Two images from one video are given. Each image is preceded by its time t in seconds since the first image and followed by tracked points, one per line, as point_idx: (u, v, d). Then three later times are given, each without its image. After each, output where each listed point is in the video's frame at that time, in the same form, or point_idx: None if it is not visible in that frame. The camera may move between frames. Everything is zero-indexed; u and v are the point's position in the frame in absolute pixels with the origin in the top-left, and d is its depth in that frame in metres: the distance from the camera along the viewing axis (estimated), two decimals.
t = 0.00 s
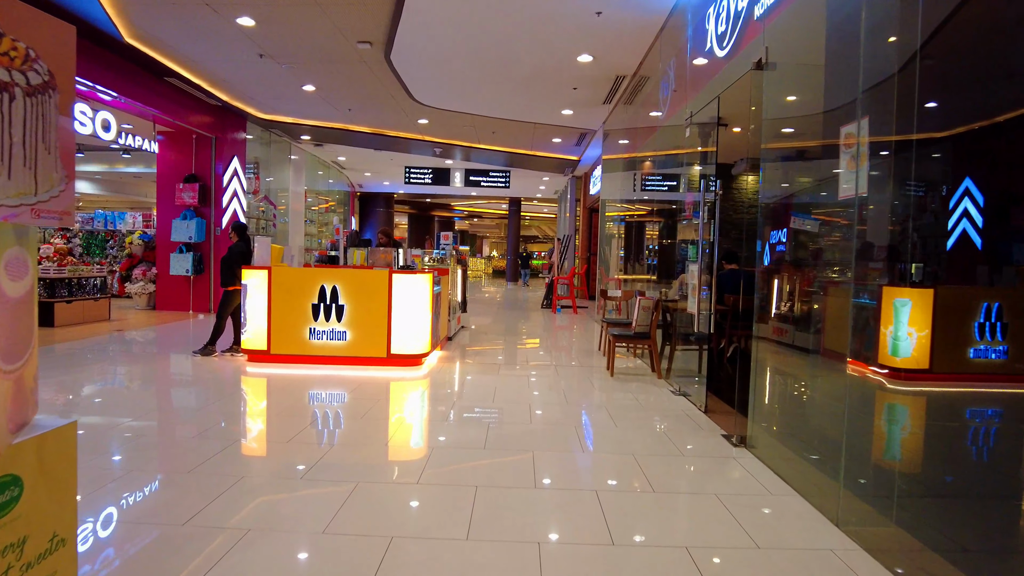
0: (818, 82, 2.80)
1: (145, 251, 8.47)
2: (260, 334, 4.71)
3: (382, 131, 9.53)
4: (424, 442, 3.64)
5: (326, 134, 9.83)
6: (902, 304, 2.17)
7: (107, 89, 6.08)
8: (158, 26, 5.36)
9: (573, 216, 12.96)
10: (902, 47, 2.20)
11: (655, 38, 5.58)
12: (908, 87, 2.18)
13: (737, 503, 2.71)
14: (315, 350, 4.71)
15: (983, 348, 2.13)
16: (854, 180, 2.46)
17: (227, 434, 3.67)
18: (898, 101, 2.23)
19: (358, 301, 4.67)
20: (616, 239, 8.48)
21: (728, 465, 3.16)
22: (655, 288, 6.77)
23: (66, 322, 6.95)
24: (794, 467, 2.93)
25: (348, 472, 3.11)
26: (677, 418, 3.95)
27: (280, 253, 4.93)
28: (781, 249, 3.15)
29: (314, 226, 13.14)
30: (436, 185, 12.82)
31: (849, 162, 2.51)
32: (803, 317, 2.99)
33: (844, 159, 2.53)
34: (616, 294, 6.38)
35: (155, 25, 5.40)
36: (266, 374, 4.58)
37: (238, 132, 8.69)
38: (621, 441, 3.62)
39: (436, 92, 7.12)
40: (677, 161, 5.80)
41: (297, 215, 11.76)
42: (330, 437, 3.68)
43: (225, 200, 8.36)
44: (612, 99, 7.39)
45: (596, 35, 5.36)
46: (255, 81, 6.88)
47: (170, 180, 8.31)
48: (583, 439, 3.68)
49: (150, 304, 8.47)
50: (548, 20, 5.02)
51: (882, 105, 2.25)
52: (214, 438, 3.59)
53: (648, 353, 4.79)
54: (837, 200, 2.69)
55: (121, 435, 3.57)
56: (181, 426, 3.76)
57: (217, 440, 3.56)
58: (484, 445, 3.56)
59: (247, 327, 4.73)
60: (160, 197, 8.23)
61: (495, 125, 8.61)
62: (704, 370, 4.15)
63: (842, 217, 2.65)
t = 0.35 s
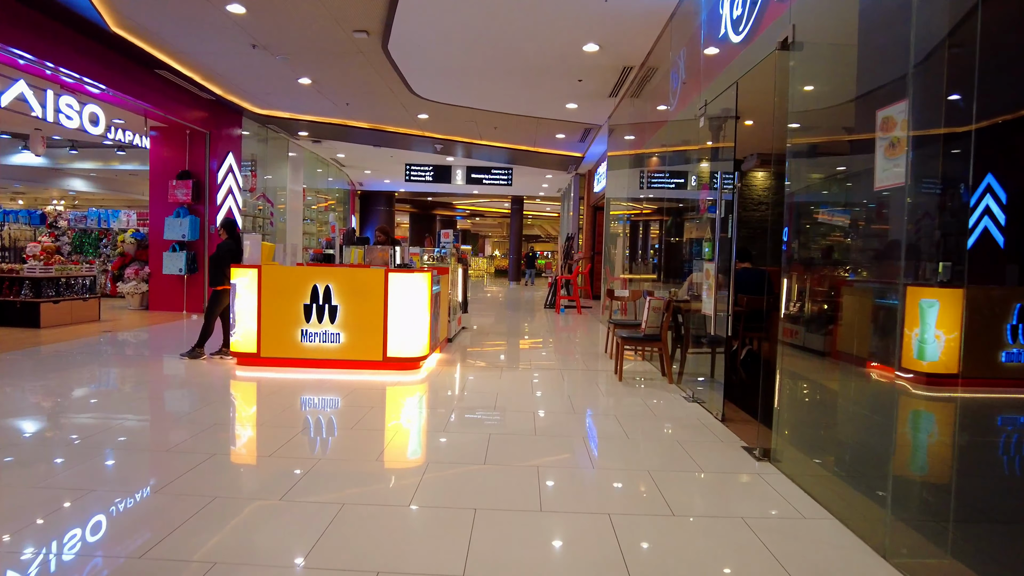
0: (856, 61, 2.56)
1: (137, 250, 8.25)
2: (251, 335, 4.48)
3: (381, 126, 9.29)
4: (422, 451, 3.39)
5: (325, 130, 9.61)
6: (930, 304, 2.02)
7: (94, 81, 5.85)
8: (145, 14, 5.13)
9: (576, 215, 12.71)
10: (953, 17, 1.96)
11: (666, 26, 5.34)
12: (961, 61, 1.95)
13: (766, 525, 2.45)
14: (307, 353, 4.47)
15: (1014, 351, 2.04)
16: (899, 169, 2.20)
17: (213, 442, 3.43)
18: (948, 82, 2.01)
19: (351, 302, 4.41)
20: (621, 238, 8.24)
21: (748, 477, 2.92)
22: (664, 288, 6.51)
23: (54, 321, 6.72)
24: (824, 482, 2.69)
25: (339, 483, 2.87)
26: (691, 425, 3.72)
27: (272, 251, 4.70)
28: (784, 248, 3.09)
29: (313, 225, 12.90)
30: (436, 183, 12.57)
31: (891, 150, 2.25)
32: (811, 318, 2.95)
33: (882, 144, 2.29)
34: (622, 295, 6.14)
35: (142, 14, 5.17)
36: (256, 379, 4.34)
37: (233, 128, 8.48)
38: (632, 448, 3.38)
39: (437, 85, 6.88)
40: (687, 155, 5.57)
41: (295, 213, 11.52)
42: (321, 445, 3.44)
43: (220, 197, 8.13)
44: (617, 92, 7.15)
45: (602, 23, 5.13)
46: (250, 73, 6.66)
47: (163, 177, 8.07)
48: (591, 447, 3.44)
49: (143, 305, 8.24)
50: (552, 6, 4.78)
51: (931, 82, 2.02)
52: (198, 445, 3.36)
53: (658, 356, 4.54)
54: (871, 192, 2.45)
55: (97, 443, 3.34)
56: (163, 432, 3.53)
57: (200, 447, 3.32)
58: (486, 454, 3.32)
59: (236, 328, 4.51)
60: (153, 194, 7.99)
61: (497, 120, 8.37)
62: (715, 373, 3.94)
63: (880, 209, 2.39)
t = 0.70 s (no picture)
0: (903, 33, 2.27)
1: (128, 251, 8.05)
2: (236, 341, 4.24)
3: (379, 123, 9.04)
4: (415, 464, 3.15)
5: (322, 127, 9.36)
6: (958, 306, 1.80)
7: (76, 75, 5.63)
8: (125, 4, 4.91)
9: (580, 213, 12.45)
10: None
11: (673, 12, 5.07)
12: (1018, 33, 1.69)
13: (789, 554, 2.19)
14: (295, 360, 4.22)
15: None
16: (944, 157, 1.92)
17: (191, 454, 3.20)
18: (1008, 52, 1.75)
19: (341, 306, 4.16)
20: (627, 236, 7.98)
21: (769, 496, 2.67)
22: (673, 288, 6.24)
23: (37, 326, 6.51)
24: (854, 505, 2.43)
25: (321, 503, 2.63)
26: (706, 435, 3.46)
27: (259, 251, 4.46)
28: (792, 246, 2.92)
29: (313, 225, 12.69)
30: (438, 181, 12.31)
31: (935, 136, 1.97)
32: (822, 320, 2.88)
33: (921, 132, 2.04)
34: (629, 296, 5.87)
35: (123, 4, 4.95)
36: (242, 387, 4.10)
37: (226, 125, 8.25)
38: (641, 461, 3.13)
39: (434, 77, 6.64)
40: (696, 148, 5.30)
41: (293, 212, 11.30)
42: (307, 458, 3.20)
43: (213, 195, 7.90)
44: (623, 84, 6.88)
45: (605, 10, 4.88)
46: (240, 66, 6.42)
47: (154, 176, 7.85)
48: (596, 459, 3.19)
49: (134, 306, 8.03)
50: None
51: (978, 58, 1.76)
52: (173, 459, 3.12)
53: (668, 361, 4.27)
54: (910, 183, 2.19)
55: (65, 457, 3.11)
56: (138, 443, 3.29)
57: (176, 461, 3.09)
58: (483, 468, 3.08)
59: (220, 333, 4.26)
60: (144, 193, 7.76)
61: (498, 115, 8.12)
62: (730, 380, 3.67)
63: (918, 204, 2.15)
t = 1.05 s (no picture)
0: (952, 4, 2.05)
1: (123, 249, 7.84)
2: (226, 343, 4.02)
3: (381, 118, 8.83)
4: (414, 473, 2.92)
5: (321, 122, 9.14)
6: (1003, 308, 1.91)
7: (65, 66, 5.42)
8: None
9: (586, 211, 12.20)
10: None
11: None
12: None
13: None
14: (288, 363, 4.00)
15: None
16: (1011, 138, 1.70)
17: (174, 462, 2.98)
18: None
19: (336, 306, 3.93)
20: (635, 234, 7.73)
21: (801, 511, 2.43)
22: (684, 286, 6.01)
23: (24, 327, 6.31)
24: (896, 526, 2.19)
25: (310, 518, 2.39)
26: (726, 439, 3.22)
27: (251, 249, 4.24)
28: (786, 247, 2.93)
29: (313, 223, 12.47)
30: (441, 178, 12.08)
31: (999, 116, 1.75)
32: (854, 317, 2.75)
33: (980, 112, 1.81)
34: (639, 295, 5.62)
35: None
36: (232, 392, 3.88)
37: (223, 121, 8.05)
38: (655, 467, 2.89)
39: (436, 69, 6.42)
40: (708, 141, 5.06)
41: (293, 210, 11.09)
42: (297, 468, 2.97)
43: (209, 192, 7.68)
44: (632, 77, 6.65)
45: None
46: (234, 57, 6.22)
47: (149, 172, 7.64)
48: (606, 465, 2.96)
49: (129, 306, 7.82)
50: None
51: None
52: (154, 467, 2.90)
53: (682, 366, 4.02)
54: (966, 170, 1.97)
55: (36, 464, 2.89)
56: (117, 451, 3.07)
57: (156, 470, 2.86)
58: (488, 479, 2.85)
59: (209, 335, 4.04)
60: (138, 190, 7.54)
61: (502, 110, 7.90)
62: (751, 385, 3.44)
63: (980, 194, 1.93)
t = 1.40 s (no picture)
0: None
1: (115, 249, 7.63)
2: (214, 349, 3.79)
3: (382, 114, 8.61)
4: (412, 489, 2.69)
5: (320, 119, 8.91)
6: None
7: (51, 58, 5.20)
8: None
9: (591, 211, 11.95)
10: None
11: None
12: None
13: None
14: (278, 371, 3.77)
15: None
16: None
17: (155, 476, 2.75)
18: None
19: (329, 311, 3.70)
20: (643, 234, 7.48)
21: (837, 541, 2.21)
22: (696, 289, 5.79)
23: (11, 329, 6.11)
24: (949, 566, 1.96)
25: (297, 545, 2.16)
26: (750, 456, 2.98)
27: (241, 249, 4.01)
28: (791, 246, 2.85)
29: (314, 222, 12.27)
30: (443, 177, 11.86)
31: None
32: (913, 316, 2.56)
33: None
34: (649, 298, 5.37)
35: None
36: (220, 401, 3.66)
37: (218, 117, 7.82)
38: (675, 487, 2.65)
39: (437, 63, 6.20)
40: (722, 136, 4.82)
41: (292, 209, 10.88)
42: (286, 484, 2.74)
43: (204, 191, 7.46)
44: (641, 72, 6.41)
45: None
46: (228, 49, 5.99)
47: (142, 169, 7.42)
48: (617, 482, 2.75)
49: (121, 308, 7.61)
50: None
51: None
52: (132, 483, 2.67)
53: (698, 374, 3.77)
54: None
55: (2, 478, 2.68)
56: (94, 465, 2.84)
57: (134, 487, 2.63)
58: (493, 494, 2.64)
59: (196, 340, 3.82)
60: (131, 188, 7.32)
61: (506, 106, 7.68)
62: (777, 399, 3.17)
63: None
